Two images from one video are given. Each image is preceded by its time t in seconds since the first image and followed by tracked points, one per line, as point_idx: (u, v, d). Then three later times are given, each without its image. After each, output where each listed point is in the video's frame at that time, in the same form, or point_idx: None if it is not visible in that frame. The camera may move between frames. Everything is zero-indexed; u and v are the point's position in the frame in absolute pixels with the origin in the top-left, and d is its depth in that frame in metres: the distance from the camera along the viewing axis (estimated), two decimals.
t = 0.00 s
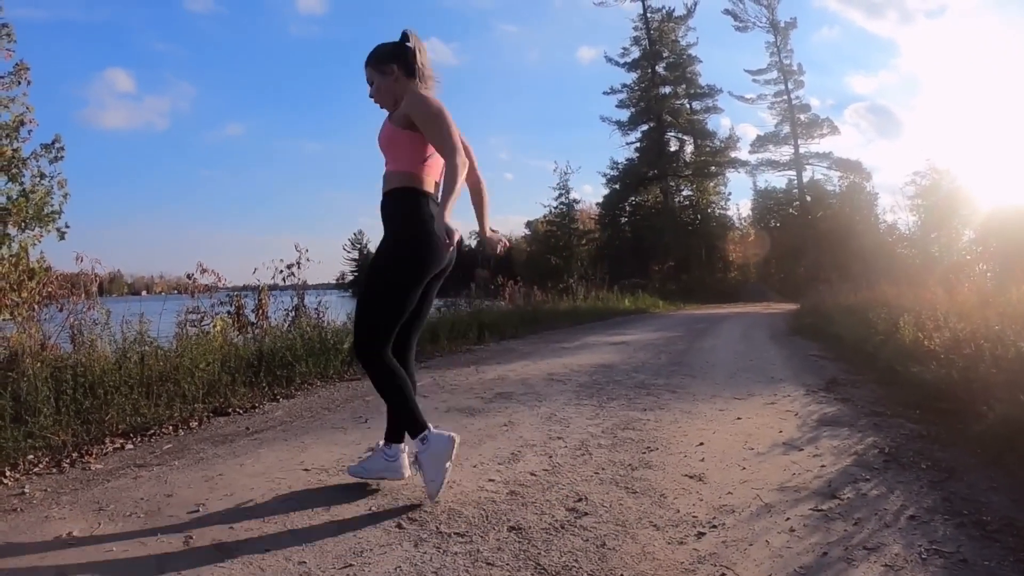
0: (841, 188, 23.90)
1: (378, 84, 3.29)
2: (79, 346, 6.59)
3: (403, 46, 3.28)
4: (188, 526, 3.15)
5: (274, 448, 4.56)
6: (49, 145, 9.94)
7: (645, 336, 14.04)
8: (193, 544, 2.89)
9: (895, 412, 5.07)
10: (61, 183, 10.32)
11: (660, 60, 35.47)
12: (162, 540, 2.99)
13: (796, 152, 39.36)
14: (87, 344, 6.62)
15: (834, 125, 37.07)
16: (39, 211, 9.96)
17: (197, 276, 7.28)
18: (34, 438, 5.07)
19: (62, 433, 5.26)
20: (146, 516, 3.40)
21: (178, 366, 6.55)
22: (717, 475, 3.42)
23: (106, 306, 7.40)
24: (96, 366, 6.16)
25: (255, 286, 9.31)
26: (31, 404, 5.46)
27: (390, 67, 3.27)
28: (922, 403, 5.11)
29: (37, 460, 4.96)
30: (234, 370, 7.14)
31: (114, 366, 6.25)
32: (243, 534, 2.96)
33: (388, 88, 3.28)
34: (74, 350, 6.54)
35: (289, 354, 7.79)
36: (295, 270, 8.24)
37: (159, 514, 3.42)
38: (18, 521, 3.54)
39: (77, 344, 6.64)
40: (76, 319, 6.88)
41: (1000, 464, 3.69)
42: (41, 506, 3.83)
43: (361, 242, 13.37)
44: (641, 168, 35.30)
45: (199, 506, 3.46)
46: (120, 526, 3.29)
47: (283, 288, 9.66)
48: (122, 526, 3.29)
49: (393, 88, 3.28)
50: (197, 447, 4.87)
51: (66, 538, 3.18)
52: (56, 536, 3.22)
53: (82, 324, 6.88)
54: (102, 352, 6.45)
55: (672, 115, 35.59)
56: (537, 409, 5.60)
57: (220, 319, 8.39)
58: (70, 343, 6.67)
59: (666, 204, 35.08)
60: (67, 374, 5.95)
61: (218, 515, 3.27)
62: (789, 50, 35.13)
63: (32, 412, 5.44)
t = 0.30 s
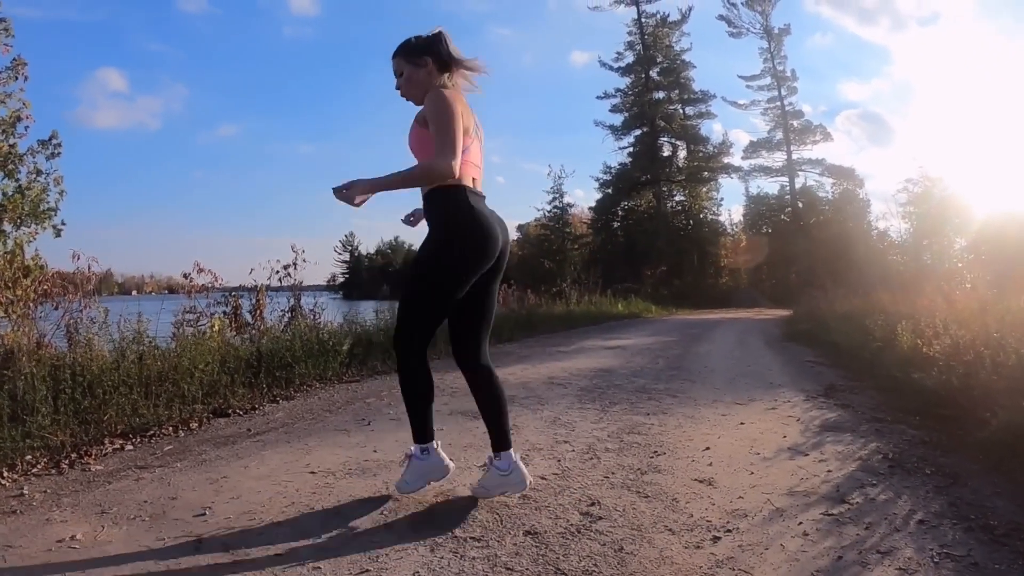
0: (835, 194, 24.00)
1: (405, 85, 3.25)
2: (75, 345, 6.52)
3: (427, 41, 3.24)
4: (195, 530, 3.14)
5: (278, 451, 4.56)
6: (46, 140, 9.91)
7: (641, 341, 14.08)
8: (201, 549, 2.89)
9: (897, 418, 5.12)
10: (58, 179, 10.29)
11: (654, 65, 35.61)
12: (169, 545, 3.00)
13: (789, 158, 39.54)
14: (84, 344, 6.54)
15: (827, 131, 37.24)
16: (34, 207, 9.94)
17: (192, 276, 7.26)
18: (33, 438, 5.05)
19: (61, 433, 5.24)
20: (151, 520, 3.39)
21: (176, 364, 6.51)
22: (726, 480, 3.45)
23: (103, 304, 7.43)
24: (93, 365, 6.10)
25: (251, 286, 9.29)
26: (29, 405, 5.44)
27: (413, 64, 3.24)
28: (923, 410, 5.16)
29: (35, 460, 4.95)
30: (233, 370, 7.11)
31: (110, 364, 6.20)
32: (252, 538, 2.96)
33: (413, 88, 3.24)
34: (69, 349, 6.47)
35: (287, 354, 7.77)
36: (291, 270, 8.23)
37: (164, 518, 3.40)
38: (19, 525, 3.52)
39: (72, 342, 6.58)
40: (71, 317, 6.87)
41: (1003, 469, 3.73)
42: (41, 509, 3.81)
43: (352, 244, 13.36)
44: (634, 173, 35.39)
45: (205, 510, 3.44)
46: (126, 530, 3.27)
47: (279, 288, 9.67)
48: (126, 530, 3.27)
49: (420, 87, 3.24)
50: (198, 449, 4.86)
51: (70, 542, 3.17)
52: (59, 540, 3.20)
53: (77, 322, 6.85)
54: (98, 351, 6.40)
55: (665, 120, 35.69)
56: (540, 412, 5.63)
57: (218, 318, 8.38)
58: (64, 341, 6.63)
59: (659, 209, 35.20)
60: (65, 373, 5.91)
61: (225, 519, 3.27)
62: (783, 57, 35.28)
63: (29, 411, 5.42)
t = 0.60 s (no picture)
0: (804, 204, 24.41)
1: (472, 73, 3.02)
2: (49, 342, 6.17)
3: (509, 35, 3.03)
4: (192, 539, 2.91)
5: (269, 455, 4.49)
6: (22, 131, 9.72)
7: (617, 346, 14.19)
8: (203, 561, 2.67)
9: (878, 424, 5.25)
10: (32, 172, 10.09)
11: (628, 73, 35.89)
12: (167, 557, 2.77)
13: (758, 168, 40.13)
14: (60, 342, 6.17)
15: (796, 142, 37.87)
16: (8, 199, 9.75)
17: (170, 274, 7.14)
18: (12, 441, 4.84)
19: (40, 436, 5.04)
20: (143, 528, 3.12)
21: (157, 364, 6.32)
22: (724, 484, 3.51)
23: (79, 301, 7.30)
24: (72, 364, 5.80)
25: (230, 286, 9.20)
26: (5, 406, 5.11)
27: (488, 52, 3.01)
28: (903, 416, 5.30)
29: (13, 464, 4.74)
30: (215, 370, 7.00)
31: (90, 363, 5.91)
32: (256, 549, 2.75)
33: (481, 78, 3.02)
34: (44, 346, 6.15)
35: (269, 356, 7.69)
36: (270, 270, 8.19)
37: (158, 525, 3.14)
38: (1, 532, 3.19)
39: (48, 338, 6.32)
40: (46, 314, 6.69)
41: (986, 473, 3.85)
42: (24, 516, 3.50)
43: (323, 245, 13.26)
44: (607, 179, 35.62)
45: (202, 517, 3.19)
46: (119, 539, 2.98)
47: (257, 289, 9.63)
48: (119, 539, 2.99)
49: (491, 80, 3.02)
50: (185, 452, 4.75)
51: (59, 552, 2.88)
52: (47, 550, 2.90)
53: (51, 318, 6.65)
54: (76, 347, 6.13)
55: (638, 127, 35.98)
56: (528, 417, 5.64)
57: (197, 317, 8.27)
58: (39, 338, 6.43)
59: (632, 215, 35.44)
60: (43, 372, 5.59)
61: (223, 527, 3.04)
62: (754, 68, 35.83)
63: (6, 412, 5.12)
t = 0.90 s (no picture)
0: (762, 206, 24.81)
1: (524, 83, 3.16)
2: (10, 345, 6.01)
3: (567, 51, 3.19)
4: (179, 552, 2.82)
5: (247, 461, 4.43)
6: None
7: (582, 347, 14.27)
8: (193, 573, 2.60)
9: (847, 422, 5.40)
10: None
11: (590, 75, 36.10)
12: (154, 570, 2.66)
13: (718, 171, 40.71)
14: (21, 343, 6.05)
15: (755, 145, 38.48)
16: None
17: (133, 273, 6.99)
18: None
19: (6, 444, 4.73)
20: (125, 542, 2.96)
21: (125, 365, 6.14)
22: (707, 482, 3.57)
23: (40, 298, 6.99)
24: (36, 367, 5.60)
25: (196, 285, 9.05)
26: None
27: (544, 65, 3.16)
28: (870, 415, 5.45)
29: None
30: (183, 373, 6.85)
31: (54, 367, 5.72)
32: (246, 560, 2.69)
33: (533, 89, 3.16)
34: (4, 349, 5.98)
35: (238, 358, 7.59)
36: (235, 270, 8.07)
37: (140, 539, 3.00)
38: None
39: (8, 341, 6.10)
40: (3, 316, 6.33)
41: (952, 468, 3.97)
42: None
43: (280, 244, 13.10)
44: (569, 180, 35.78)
45: (185, 529, 3.10)
46: (100, 555, 2.83)
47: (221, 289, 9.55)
48: (101, 554, 2.85)
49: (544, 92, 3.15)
50: (159, 459, 4.63)
51: (40, 570, 2.70)
52: (27, 568, 2.71)
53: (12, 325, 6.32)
54: (36, 349, 5.97)
55: (599, 129, 36.19)
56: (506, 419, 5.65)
57: (161, 318, 8.10)
58: None
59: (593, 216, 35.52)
60: (7, 377, 5.39)
61: (209, 538, 2.97)
62: (714, 72, 36.32)
63: None
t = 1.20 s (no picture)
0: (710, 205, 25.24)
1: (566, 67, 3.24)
2: None
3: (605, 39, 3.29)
4: (157, 566, 2.75)
5: (216, 468, 4.34)
6: None
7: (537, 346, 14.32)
8: None
9: (806, 414, 5.56)
10: None
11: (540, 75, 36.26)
12: None
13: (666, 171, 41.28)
14: None
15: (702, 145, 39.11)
16: None
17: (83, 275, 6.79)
18: None
19: None
20: (98, 558, 2.88)
21: (80, 371, 5.95)
22: (681, 476, 3.62)
23: None
24: None
25: (150, 287, 8.86)
26: None
27: (588, 50, 3.25)
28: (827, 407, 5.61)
29: None
30: (140, 378, 6.67)
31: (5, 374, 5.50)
32: (229, 570, 2.65)
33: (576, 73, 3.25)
34: None
35: (197, 362, 7.45)
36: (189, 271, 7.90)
37: (114, 554, 2.92)
38: None
39: None
40: None
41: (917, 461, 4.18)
42: None
43: (226, 245, 12.84)
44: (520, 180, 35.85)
45: (161, 541, 3.03)
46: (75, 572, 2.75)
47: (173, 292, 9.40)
48: (75, 570, 2.77)
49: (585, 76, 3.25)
50: (123, 469, 4.50)
51: None
52: None
53: None
54: None
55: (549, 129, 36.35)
56: (473, 418, 5.65)
57: (114, 321, 7.89)
58: None
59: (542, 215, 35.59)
60: None
61: (188, 550, 2.90)
62: (663, 73, 36.80)
63: None
